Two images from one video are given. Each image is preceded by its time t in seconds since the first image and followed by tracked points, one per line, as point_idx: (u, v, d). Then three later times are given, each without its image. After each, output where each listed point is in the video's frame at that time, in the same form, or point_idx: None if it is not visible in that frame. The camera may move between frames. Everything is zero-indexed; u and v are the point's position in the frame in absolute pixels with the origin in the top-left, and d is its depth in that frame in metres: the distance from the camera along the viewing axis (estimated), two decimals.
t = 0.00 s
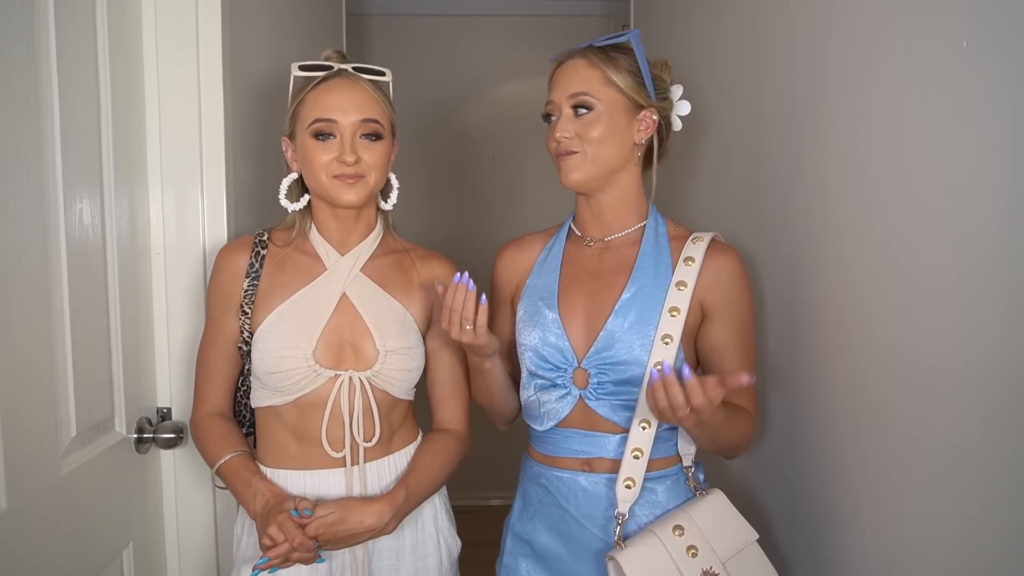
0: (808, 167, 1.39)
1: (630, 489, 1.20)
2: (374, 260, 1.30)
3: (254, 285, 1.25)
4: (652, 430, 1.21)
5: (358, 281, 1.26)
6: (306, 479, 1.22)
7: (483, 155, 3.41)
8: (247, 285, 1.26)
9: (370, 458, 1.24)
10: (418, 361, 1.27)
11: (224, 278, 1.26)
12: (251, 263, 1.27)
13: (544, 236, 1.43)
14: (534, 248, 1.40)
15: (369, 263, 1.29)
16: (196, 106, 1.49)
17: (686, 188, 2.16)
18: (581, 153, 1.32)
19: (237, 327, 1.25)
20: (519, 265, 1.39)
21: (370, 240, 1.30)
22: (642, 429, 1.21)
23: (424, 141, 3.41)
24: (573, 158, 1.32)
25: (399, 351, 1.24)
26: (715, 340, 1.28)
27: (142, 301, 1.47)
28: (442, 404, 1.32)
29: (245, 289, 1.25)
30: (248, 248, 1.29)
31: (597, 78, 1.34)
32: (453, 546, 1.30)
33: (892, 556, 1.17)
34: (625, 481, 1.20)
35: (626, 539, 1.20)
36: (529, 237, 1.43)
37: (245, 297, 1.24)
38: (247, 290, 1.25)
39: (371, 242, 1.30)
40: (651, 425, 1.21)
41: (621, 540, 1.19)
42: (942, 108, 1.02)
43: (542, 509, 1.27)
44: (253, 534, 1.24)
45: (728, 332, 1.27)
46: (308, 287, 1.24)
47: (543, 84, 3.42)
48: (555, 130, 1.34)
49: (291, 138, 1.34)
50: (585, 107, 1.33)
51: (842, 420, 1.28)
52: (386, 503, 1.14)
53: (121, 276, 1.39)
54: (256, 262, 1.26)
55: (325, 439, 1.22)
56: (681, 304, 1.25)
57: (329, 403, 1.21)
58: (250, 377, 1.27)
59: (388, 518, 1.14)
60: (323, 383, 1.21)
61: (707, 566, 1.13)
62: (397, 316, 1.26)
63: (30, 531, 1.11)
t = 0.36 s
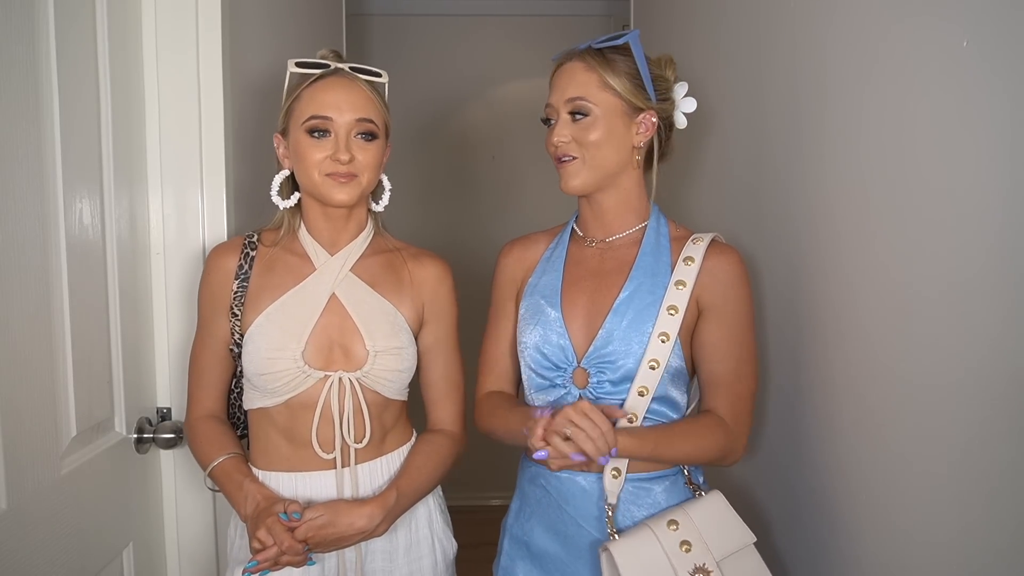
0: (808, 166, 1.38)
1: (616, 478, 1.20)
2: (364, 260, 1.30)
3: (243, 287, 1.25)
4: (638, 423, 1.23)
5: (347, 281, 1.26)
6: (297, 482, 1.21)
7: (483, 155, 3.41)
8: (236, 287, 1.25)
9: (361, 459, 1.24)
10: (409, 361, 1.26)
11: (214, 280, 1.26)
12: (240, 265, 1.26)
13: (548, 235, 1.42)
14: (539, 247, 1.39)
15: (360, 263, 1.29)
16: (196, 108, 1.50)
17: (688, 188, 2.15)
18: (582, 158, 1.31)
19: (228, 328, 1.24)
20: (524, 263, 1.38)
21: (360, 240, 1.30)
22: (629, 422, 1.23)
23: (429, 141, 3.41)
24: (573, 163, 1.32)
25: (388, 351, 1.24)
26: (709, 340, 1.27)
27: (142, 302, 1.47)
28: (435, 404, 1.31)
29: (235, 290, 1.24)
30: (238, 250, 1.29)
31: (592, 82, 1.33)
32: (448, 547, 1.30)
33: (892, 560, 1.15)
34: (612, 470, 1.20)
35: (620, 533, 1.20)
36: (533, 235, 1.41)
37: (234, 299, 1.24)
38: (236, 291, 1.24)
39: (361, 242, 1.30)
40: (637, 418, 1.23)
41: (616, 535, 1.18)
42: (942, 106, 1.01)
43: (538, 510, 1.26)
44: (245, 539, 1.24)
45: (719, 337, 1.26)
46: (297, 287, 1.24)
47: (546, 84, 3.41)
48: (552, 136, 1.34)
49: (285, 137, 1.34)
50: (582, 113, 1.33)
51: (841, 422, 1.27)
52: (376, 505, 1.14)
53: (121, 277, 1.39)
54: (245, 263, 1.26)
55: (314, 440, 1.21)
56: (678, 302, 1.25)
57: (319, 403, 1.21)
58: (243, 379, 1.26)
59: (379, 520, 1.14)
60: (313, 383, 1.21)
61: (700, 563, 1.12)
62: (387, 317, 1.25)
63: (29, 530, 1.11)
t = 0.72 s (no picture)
0: (808, 166, 1.38)
1: (622, 480, 1.21)
2: (363, 258, 1.30)
3: (241, 287, 1.25)
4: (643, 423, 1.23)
5: (344, 281, 1.26)
6: (296, 481, 1.21)
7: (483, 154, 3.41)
8: (234, 287, 1.25)
9: (361, 457, 1.24)
10: (407, 361, 1.26)
11: (212, 279, 1.26)
12: (238, 265, 1.27)
13: (548, 235, 1.41)
14: (537, 248, 1.38)
15: (358, 262, 1.29)
16: (196, 108, 1.50)
17: (688, 188, 2.15)
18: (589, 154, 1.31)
19: (225, 328, 1.25)
20: (522, 264, 1.38)
21: (357, 239, 1.30)
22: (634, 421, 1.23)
23: (429, 141, 3.41)
24: (579, 159, 1.32)
25: (385, 352, 1.24)
26: (710, 339, 1.27)
27: (142, 302, 1.47)
28: (435, 403, 1.31)
29: (233, 290, 1.25)
30: (235, 249, 1.29)
31: (600, 79, 1.33)
32: (447, 547, 1.30)
33: (892, 560, 1.15)
34: (618, 471, 1.21)
35: (626, 534, 1.20)
36: (531, 236, 1.41)
37: (233, 299, 1.24)
38: (234, 291, 1.24)
39: (357, 242, 1.30)
40: (642, 418, 1.23)
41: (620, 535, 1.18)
42: (942, 106, 1.00)
43: (540, 511, 1.26)
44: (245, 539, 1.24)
45: (722, 337, 1.26)
46: (294, 288, 1.24)
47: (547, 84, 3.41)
48: (559, 132, 1.33)
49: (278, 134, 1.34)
50: (591, 109, 1.32)
51: (842, 422, 1.27)
52: (373, 507, 1.14)
53: (121, 276, 1.39)
54: (242, 263, 1.26)
55: (313, 442, 1.22)
56: (681, 302, 1.26)
57: (317, 404, 1.21)
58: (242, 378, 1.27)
59: (376, 522, 1.14)
60: (311, 384, 1.21)
61: (706, 561, 1.12)
62: (384, 317, 1.25)
63: (29, 530, 1.11)
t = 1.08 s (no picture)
0: (809, 167, 1.39)
1: (628, 480, 1.21)
2: (375, 258, 1.30)
3: (254, 284, 1.26)
4: (648, 424, 1.24)
5: (356, 279, 1.26)
6: (302, 479, 1.22)
7: (483, 154, 3.41)
8: (247, 285, 1.26)
9: (369, 455, 1.24)
10: (418, 359, 1.26)
11: (225, 277, 1.27)
12: (251, 262, 1.28)
13: (547, 236, 1.42)
14: (538, 249, 1.39)
15: (371, 261, 1.29)
16: (196, 108, 1.49)
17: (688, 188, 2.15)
18: (592, 154, 1.31)
19: (237, 326, 1.25)
20: (522, 266, 1.38)
21: (371, 235, 1.30)
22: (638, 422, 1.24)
23: (425, 141, 3.41)
24: (582, 159, 1.32)
25: (396, 349, 1.24)
26: (711, 339, 1.28)
27: (142, 302, 1.47)
28: (442, 404, 1.32)
29: (245, 288, 1.26)
30: (248, 248, 1.30)
31: (605, 80, 1.34)
32: (452, 547, 1.30)
33: (892, 558, 1.16)
34: (624, 472, 1.22)
35: (632, 534, 1.21)
36: (531, 238, 1.41)
37: (245, 297, 1.25)
38: (247, 289, 1.25)
39: (372, 237, 1.30)
40: (647, 419, 1.24)
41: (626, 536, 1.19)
42: (942, 108, 1.01)
43: (545, 511, 1.26)
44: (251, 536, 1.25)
45: (724, 335, 1.27)
46: (306, 285, 1.24)
47: (543, 84, 3.42)
48: (563, 132, 1.33)
49: (286, 144, 1.33)
50: (597, 110, 1.33)
51: (843, 421, 1.27)
52: (380, 505, 1.14)
53: (121, 276, 1.39)
54: (256, 261, 1.27)
55: (323, 438, 1.22)
56: (684, 301, 1.26)
57: (327, 401, 1.22)
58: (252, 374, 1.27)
59: (384, 520, 1.14)
60: (322, 380, 1.22)
61: (713, 560, 1.13)
62: (395, 314, 1.25)
63: (29, 531, 1.11)
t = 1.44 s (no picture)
0: (809, 166, 1.39)
1: (631, 478, 1.22)
2: (381, 257, 1.30)
3: (262, 281, 1.26)
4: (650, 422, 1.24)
5: (364, 278, 1.26)
6: (306, 475, 1.22)
7: (483, 154, 3.41)
8: (255, 282, 1.26)
9: (374, 453, 1.25)
10: (423, 358, 1.27)
11: (233, 274, 1.26)
12: (259, 260, 1.27)
13: (546, 238, 1.42)
14: (538, 250, 1.39)
15: (377, 260, 1.30)
16: (196, 108, 1.49)
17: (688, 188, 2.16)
18: (596, 154, 1.32)
19: (243, 323, 1.25)
20: (524, 267, 1.38)
21: (378, 235, 1.31)
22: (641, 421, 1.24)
23: (424, 141, 3.41)
24: (585, 158, 1.32)
25: (403, 348, 1.24)
26: (711, 337, 1.28)
27: (142, 301, 1.47)
28: (446, 404, 1.32)
29: (253, 285, 1.25)
30: (256, 247, 1.29)
31: (612, 80, 1.34)
32: (454, 547, 1.30)
33: (892, 556, 1.17)
34: (626, 470, 1.22)
35: (634, 532, 1.21)
36: (530, 239, 1.41)
37: (252, 293, 1.25)
38: (255, 285, 1.25)
39: (378, 237, 1.30)
40: (649, 417, 1.24)
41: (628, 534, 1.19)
42: (942, 108, 1.02)
43: (548, 511, 1.26)
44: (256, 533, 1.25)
45: (721, 331, 1.27)
46: (314, 283, 1.25)
47: (541, 84, 3.42)
48: (569, 129, 1.33)
49: (294, 143, 1.34)
50: (602, 109, 1.33)
51: (843, 420, 1.28)
52: (387, 501, 1.14)
53: (121, 275, 1.39)
54: (263, 259, 1.27)
55: (330, 434, 1.22)
56: (684, 301, 1.27)
57: (333, 399, 1.22)
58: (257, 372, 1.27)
59: (390, 516, 1.14)
60: (329, 377, 1.22)
61: (716, 557, 1.13)
62: (402, 312, 1.26)
63: (30, 531, 1.11)
